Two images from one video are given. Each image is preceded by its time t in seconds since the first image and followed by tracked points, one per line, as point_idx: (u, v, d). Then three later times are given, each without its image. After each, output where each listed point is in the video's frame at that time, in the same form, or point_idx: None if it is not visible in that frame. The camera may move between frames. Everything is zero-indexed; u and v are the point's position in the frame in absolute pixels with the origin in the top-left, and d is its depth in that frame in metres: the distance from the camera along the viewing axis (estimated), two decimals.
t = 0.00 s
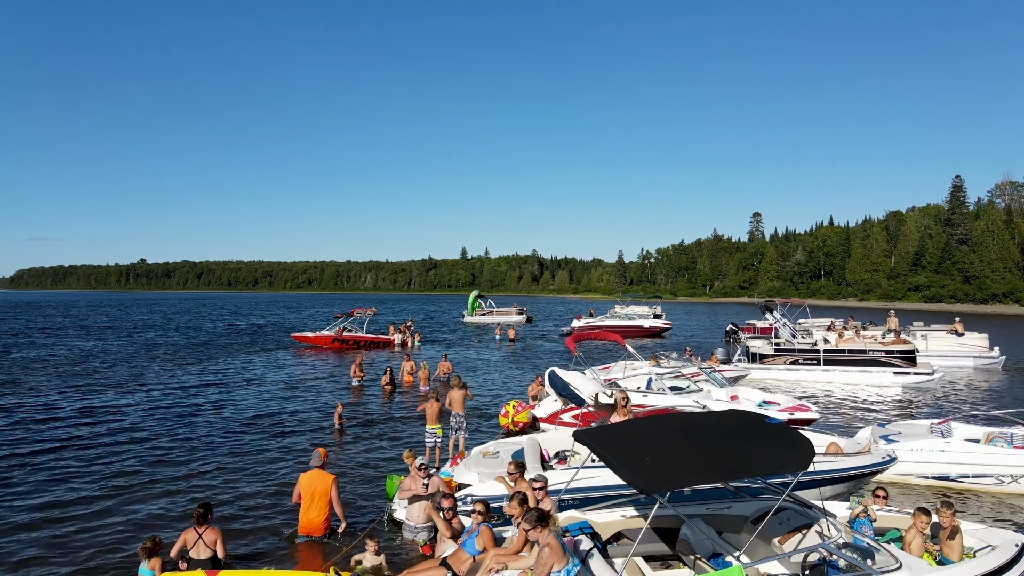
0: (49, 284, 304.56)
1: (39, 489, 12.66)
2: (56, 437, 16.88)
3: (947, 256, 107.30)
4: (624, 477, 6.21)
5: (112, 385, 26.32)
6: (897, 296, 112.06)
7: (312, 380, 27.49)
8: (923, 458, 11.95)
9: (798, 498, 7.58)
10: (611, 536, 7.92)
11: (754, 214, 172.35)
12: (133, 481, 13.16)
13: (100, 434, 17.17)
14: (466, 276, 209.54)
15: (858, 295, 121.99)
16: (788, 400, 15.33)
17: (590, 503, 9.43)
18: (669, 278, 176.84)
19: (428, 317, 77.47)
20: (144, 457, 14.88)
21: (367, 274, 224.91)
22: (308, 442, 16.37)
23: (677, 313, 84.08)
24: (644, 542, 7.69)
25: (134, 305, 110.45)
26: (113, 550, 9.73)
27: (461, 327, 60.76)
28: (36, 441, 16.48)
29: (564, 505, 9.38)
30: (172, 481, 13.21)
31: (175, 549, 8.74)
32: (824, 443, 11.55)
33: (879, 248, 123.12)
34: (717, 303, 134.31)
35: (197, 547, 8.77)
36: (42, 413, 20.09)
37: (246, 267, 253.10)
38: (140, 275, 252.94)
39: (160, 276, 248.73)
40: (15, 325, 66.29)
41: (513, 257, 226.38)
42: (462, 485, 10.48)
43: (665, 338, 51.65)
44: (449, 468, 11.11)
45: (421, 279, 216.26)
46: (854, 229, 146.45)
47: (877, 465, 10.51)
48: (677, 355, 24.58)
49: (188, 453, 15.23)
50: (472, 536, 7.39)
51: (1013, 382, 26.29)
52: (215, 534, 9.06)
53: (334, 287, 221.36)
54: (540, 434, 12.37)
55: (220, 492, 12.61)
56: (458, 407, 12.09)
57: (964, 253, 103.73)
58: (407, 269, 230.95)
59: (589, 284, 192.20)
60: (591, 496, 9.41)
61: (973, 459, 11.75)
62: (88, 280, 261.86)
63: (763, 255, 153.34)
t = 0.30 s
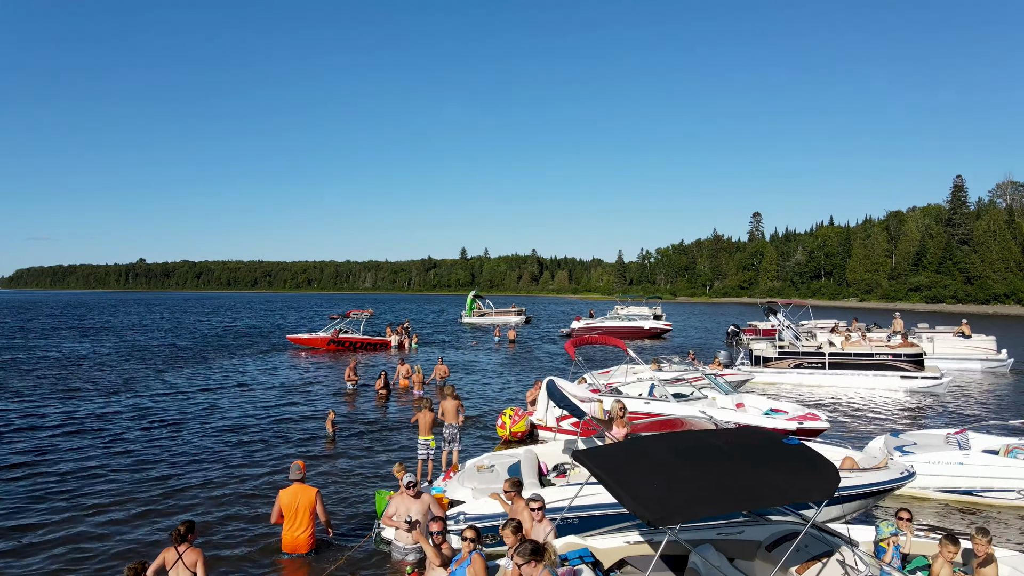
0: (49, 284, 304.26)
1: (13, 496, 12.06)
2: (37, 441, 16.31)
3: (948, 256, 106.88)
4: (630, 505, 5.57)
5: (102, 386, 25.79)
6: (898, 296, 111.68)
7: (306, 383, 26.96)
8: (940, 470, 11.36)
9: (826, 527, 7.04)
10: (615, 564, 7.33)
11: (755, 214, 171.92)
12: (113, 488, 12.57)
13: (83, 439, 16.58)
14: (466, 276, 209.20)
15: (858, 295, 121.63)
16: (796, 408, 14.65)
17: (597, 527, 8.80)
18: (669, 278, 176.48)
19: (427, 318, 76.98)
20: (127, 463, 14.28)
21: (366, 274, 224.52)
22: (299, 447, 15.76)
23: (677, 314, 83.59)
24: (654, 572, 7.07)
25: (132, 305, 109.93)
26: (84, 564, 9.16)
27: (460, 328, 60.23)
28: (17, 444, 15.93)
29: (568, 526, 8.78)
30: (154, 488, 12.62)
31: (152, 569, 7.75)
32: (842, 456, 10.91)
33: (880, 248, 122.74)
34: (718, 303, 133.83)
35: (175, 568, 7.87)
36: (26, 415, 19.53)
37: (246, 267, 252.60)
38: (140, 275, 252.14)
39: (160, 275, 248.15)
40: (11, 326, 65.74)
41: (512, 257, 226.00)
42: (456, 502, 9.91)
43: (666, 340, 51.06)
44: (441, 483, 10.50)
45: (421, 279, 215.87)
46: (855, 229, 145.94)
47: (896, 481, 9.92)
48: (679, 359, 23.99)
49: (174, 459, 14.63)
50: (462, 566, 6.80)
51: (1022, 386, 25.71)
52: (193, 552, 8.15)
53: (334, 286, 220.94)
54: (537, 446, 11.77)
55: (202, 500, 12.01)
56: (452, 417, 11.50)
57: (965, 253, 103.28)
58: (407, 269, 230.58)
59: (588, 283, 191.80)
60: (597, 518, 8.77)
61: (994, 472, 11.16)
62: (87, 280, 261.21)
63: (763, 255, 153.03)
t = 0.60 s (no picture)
0: (48, 284, 303.90)
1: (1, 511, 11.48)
2: (26, 450, 15.81)
3: (950, 256, 106.36)
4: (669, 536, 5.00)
5: (98, 389, 25.33)
6: (899, 296, 111.22)
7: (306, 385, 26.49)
8: (973, 483, 10.81)
9: (880, 559, 6.48)
10: None
11: (755, 214, 171.40)
12: (106, 501, 12.00)
13: (77, 449, 15.97)
14: (466, 276, 208.53)
15: (860, 295, 121.23)
16: (816, 416, 14.06)
17: (624, 550, 8.12)
18: (669, 278, 176.07)
19: (427, 318, 76.52)
20: (122, 474, 13.68)
21: (366, 273, 224.15)
22: (300, 454, 15.16)
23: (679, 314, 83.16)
24: None
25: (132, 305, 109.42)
26: None
27: (461, 329, 59.73)
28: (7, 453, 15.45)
29: (591, 549, 8.11)
30: (149, 501, 12.01)
31: None
32: (875, 467, 10.28)
33: (881, 248, 122.36)
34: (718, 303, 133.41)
35: None
36: (17, 422, 19.03)
37: (246, 267, 252.03)
38: (139, 275, 251.31)
39: (158, 275, 247.25)
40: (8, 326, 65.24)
41: (512, 257, 225.58)
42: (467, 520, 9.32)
43: (669, 341, 50.51)
44: (451, 499, 9.94)
45: (420, 279, 215.47)
46: (856, 228, 145.43)
47: (934, 497, 9.33)
48: (688, 362, 23.41)
49: (171, 469, 14.03)
50: None
51: None
52: None
53: (334, 286, 220.44)
54: (551, 457, 11.17)
55: (200, 514, 11.43)
56: (461, 429, 10.92)
57: (967, 253, 102.81)
58: (407, 268, 230.16)
59: (589, 283, 191.38)
60: (623, 539, 8.11)
61: None
62: (86, 280, 260.56)
63: (764, 255, 152.61)
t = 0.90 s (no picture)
0: (47, 284, 303.18)
1: None
2: (24, 456, 15.23)
3: (953, 256, 105.88)
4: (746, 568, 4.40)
5: (98, 392, 24.74)
6: (902, 296, 110.79)
7: (311, 387, 25.93)
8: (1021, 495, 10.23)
9: None
10: None
11: (755, 214, 170.97)
12: (109, 511, 11.42)
13: (78, 453, 15.40)
14: (466, 276, 207.96)
15: (862, 295, 120.75)
16: (849, 422, 13.42)
17: (681, 569, 7.35)
18: (670, 278, 175.57)
19: (429, 319, 75.94)
20: (125, 482, 13.06)
21: (366, 273, 223.59)
22: (309, 461, 14.61)
23: (682, 314, 82.74)
24: None
25: (131, 306, 108.73)
26: None
27: (464, 330, 59.20)
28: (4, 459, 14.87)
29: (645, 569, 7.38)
30: (154, 510, 11.45)
31: None
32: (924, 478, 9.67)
33: (883, 248, 121.97)
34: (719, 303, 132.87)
35: None
36: (15, 426, 18.45)
37: (245, 266, 251.15)
38: (139, 275, 250.28)
39: (157, 275, 246.49)
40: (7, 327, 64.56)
41: (512, 257, 225.13)
42: (493, 539, 8.69)
43: (675, 342, 49.96)
44: (475, 514, 9.39)
45: (420, 279, 214.94)
46: (857, 228, 145.04)
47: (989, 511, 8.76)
48: (703, 365, 22.88)
49: (176, 477, 13.41)
50: None
51: None
52: None
53: (333, 286, 219.85)
54: (578, 469, 10.63)
55: (207, 525, 10.86)
56: (483, 441, 10.40)
57: (970, 253, 102.38)
58: (407, 268, 229.73)
59: (589, 283, 190.94)
60: (678, 557, 7.36)
61: None
62: (85, 280, 259.73)
63: (764, 255, 152.29)
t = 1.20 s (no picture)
0: (46, 284, 302.27)
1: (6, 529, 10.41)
2: (28, 459, 14.69)
3: (956, 256, 105.44)
4: None
5: (101, 395, 24.18)
6: (905, 296, 110.35)
7: (319, 389, 25.42)
8: None
9: None
10: None
11: (756, 214, 170.38)
12: (122, 517, 10.93)
13: (85, 456, 14.86)
14: (465, 276, 207.25)
15: (865, 295, 120.25)
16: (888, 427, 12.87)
17: None
18: (671, 278, 175.05)
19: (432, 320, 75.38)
20: (134, 488, 12.44)
21: (366, 273, 222.90)
22: (325, 464, 14.12)
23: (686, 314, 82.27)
24: None
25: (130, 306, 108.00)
26: None
27: (467, 330, 58.68)
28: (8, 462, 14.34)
29: None
30: (169, 517, 10.96)
31: None
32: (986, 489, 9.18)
33: (886, 248, 121.50)
34: (721, 304, 132.32)
35: None
36: (18, 429, 17.91)
37: (244, 267, 250.32)
38: (138, 275, 249.22)
39: (157, 275, 245.66)
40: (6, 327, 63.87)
41: (512, 257, 224.66)
42: (533, 556, 8.15)
43: (683, 342, 49.38)
44: (509, 529, 8.84)
45: (420, 278, 214.38)
46: (859, 229, 144.51)
47: None
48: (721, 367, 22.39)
49: (188, 483, 12.78)
50: None
51: None
52: None
53: (333, 285, 219.17)
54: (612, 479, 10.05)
55: (225, 532, 10.38)
56: (513, 448, 9.83)
57: (974, 253, 101.95)
58: (407, 268, 229.17)
59: (589, 283, 190.50)
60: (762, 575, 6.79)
61: None
62: (84, 280, 258.79)
63: (766, 256, 151.88)
